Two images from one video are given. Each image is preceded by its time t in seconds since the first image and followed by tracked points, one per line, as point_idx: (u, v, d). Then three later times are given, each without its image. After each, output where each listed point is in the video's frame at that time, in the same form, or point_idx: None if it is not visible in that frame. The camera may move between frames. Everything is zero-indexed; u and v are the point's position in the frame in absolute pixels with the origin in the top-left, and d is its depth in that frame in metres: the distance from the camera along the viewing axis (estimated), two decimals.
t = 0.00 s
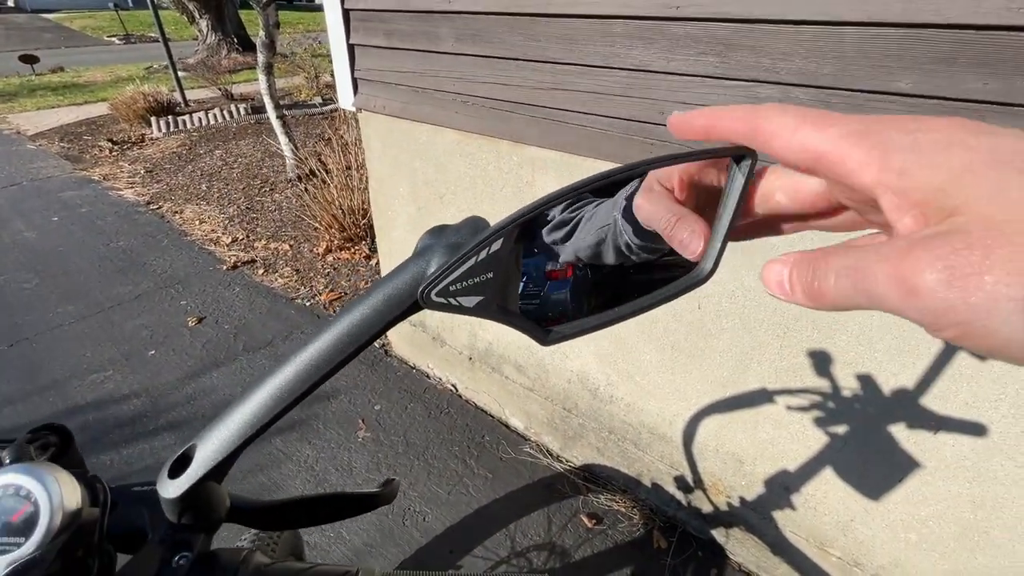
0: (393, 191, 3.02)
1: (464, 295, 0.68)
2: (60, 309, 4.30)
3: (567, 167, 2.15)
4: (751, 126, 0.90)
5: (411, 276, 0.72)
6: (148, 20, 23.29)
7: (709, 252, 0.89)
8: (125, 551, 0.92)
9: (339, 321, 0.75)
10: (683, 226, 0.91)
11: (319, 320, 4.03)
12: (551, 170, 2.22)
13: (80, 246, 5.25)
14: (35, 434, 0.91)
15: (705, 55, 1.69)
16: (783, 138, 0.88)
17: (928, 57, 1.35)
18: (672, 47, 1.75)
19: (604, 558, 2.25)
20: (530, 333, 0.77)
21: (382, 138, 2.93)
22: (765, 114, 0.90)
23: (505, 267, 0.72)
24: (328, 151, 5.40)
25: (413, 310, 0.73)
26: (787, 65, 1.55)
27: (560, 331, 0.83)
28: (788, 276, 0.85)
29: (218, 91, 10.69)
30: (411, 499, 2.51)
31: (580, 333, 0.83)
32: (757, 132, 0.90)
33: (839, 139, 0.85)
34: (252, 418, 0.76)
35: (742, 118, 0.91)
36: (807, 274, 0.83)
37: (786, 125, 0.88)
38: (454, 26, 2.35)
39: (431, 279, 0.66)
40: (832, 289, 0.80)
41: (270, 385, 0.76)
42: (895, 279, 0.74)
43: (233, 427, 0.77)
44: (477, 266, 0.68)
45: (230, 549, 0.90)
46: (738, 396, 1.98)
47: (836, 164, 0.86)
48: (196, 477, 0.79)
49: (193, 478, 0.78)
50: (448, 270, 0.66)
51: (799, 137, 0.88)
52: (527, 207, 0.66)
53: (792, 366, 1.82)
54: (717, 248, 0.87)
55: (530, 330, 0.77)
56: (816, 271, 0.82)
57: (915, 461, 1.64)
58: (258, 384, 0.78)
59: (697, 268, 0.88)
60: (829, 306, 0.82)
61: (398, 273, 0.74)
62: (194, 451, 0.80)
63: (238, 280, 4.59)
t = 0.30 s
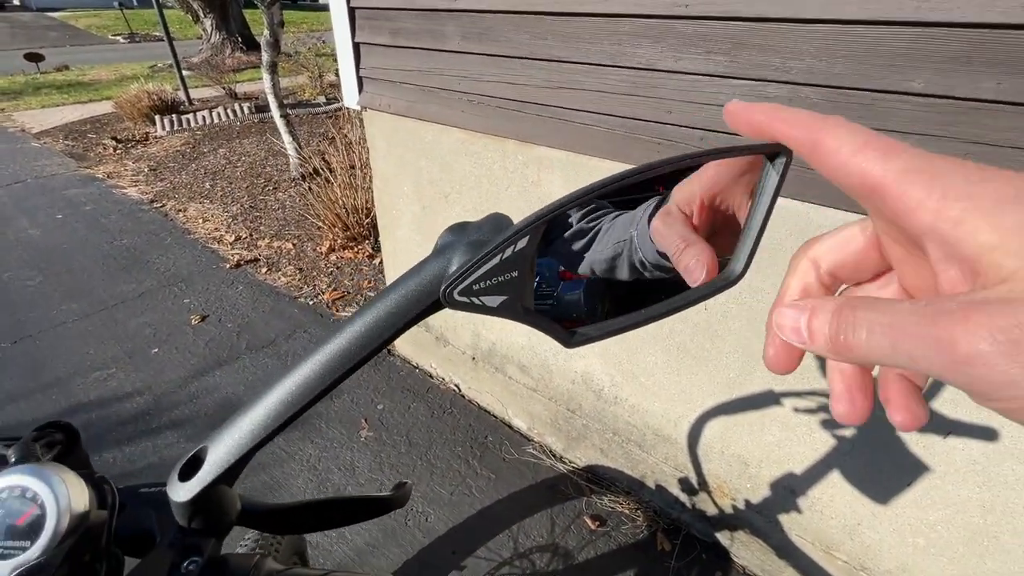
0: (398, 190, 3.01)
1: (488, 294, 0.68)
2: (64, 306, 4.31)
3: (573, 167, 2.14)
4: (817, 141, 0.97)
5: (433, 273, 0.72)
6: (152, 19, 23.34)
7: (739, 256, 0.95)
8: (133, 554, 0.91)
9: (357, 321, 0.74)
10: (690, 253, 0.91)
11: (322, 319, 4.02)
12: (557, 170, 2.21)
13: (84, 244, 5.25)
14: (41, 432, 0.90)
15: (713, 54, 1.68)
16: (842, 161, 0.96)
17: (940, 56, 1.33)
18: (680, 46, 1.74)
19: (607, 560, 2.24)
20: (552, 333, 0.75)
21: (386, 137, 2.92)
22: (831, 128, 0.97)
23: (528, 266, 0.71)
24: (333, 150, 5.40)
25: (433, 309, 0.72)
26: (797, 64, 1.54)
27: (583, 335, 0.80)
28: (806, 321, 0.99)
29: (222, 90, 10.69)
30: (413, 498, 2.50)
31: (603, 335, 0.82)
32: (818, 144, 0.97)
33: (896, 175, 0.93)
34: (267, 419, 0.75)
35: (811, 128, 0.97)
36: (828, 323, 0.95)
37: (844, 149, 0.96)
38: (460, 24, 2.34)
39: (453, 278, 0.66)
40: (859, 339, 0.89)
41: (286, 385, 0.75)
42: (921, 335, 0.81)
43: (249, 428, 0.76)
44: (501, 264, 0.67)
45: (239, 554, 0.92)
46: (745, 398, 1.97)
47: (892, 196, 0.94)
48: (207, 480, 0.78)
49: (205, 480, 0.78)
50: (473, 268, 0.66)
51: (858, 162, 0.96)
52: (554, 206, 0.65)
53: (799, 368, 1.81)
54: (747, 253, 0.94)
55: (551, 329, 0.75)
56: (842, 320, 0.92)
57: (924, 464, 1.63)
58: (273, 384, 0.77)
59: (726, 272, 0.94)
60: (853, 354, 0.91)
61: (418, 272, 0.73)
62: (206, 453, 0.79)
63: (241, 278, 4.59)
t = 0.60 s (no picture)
0: (401, 190, 3.00)
1: (491, 296, 0.67)
2: (67, 305, 4.31)
3: (576, 167, 2.14)
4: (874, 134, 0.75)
5: (435, 275, 0.71)
6: (156, 19, 23.40)
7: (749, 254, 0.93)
8: (129, 556, 0.91)
9: (357, 323, 0.73)
10: (695, 244, 0.82)
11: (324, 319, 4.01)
12: (560, 170, 2.20)
13: (87, 243, 5.25)
14: (40, 433, 0.89)
15: (718, 54, 1.67)
16: (909, 154, 0.73)
17: (948, 56, 1.32)
18: (684, 46, 1.73)
19: (609, 562, 2.23)
20: (558, 335, 0.76)
21: (389, 136, 2.92)
22: (892, 120, 0.74)
23: (532, 267, 0.70)
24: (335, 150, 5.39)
25: (434, 310, 0.72)
26: (803, 64, 1.53)
27: (587, 337, 0.82)
28: (852, 322, 0.76)
29: (225, 90, 10.70)
30: (414, 498, 2.49)
31: (607, 338, 0.85)
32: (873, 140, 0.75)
33: (974, 174, 0.69)
34: (265, 422, 0.75)
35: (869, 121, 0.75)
36: (877, 326, 0.73)
37: (908, 145, 0.73)
38: (463, 24, 2.34)
39: (455, 279, 0.65)
40: (909, 349, 0.70)
41: (286, 388, 0.74)
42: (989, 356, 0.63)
43: (246, 432, 0.75)
44: (505, 265, 0.66)
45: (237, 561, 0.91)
46: (748, 400, 1.96)
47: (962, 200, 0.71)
48: (204, 484, 0.77)
49: (200, 484, 0.77)
50: (477, 268, 0.65)
51: (928, 158, 0.72)
52: (559, 205, 0.64)
53: (803, 370, 1.80)
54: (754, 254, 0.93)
55: (559, 332, 0.77)
56: (890, 324, 0.72)
57: (930, 468, 1.61)
58: (272, 387, 0.76)
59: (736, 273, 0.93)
60: (898, 366, 0.71)
61: (420, 273, 0.72)
62: (203, 457, 0.79)
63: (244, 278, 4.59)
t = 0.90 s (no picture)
0: (402, 191, 3.00)
1: (488, 300, 0.67)
2: (69, 305, 4.31)
3: (577, 168, 2.13)
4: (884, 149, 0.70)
5: (432, 279, 0.70)
6: (159, 19, 23.43)
7: (746, 259, 0.93)
8: (126, 560, 0.91)
9: (353, 327, 0.73)
10: (692, 247, 0.84)
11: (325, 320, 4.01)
12: (561, 171, 2.20)
13: (89, 243, 5.26)
14: (39, 434, 0.89)
15: (719, 55, 1.67)
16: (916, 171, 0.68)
17: (952, 57, 1.32)
18: (687, 47, 1.73)
19: (610, 564, 2.22)
20: (556, 340, 0.75)
21: (390, 137, 2.91)
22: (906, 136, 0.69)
23: (529, 270, 0.70)
24: (337, 150, 5.39)
25: (432, 313, 0.71)
26: (805, 65, 1.52)
27: (585, 340, 0.81)
28: (867, 338, 0.76)
29: (228, 90, 10.71)
30: (414, 499, 2.49)
31: (606, 342, 0.83)
32: (883, 155, 0.70)
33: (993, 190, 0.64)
34: (262, 426, 0.74)
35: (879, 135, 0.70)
36: (892, 345, 0.73)
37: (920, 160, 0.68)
38: (465, 25, 2.34)
39: (452, 283, 0.65)
40: (924, 371, 0.70)
41: (283, 391, 0.74)
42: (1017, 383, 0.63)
43: (243, 436, 0.75)
44: (501, 269, 0.66)
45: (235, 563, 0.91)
46: (749, 402, 1.95)
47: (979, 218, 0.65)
48: (201, 487, 0.77)
49: (197, 487, 0.77)
50: (473, 272, 0.65)
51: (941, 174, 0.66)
52: (555, 209, 0.64)
53: (805, 372, 1.79)
54: (753, 259, 0.92)
55: (557, 337, 0.76)
56: (906, 344, 0.72)
57: (932, 471, 1.60)
58: (269, 390, 0.76)
59: (732, 278, 0.93)
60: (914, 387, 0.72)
61: (417, 277, 0.72)
62: (200, 460, 0.78)
63: (245, 278, 4.59)
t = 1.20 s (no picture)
0: (404, 190, 3.00)
1: (494, 299, 0.67)
2: (73, 304, 4.32)
3: (580, 168, 2.14)
4: (877, 174, 0.72)
5: (436, 278, 0.70)
6: (161, 19, 23.46)
7: (750, 260, 0.92)
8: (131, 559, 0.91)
9: (358, 326, 0.73)
10: (685, 265, 0.85)
11: (327, 320, 4.02)
12: (563, 171, 2.20)
13: (92, 242, 5.27)
14: (43, 433, 0.89)
15: (722, 55, 1.67)
16: (905, 200, 0.71)
17: (955, 57, 1.32)
18: (689, 47, 1.73)
19: (612, 564, 2.22)
20: (561, 339, 0.75)
21: (393, 137, 2.91)
22: (894, 163, 0.72)
23: (534, 270, 0.70)
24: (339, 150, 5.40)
25: (437, 313, 0.72)
26: (808, 65, 1.52)
27: (590, 340, 0.81)
28: (862, 372, 0.78)
29: (230, 90, 10.72)
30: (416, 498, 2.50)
31: (610, 342, 0.82)
32: (872, 181, 0.72)
33: (973, 224, 0.69)
34: (267, 426, 0.74)
35: (873, 159, 0.73)
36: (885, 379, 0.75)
37: (908, 189, 0.71)
38: (467, 25, 2.34)
39: (458, 282, 0.65)
40: (916, 408, 0.71)
41: (288, 391, 0.74)
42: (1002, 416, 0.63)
43: (247, 435, 0.75)
44: (507, 268, 0.66)
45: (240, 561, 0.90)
46: (752, 403, 1.95)
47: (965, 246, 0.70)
48: (205, 486, 0.77)
49: (201, 486, 0.77)
50: (478, 272, 0.65)
51: (927, 205, 0.71)
52: (560, 209, 0.64)
53: (807, 373, 1.79)
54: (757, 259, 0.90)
55: (562, 335, 0.75)
56: (898, 379, 0.74)
57: (934, 472, 1.60)
58: (275, 390, 0.76)
59: (737, 278, 0.92)
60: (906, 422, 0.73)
61: (421, 277, 0.72)
62: (204, 459, 0.78)
63: (248, 278, 4.60)
